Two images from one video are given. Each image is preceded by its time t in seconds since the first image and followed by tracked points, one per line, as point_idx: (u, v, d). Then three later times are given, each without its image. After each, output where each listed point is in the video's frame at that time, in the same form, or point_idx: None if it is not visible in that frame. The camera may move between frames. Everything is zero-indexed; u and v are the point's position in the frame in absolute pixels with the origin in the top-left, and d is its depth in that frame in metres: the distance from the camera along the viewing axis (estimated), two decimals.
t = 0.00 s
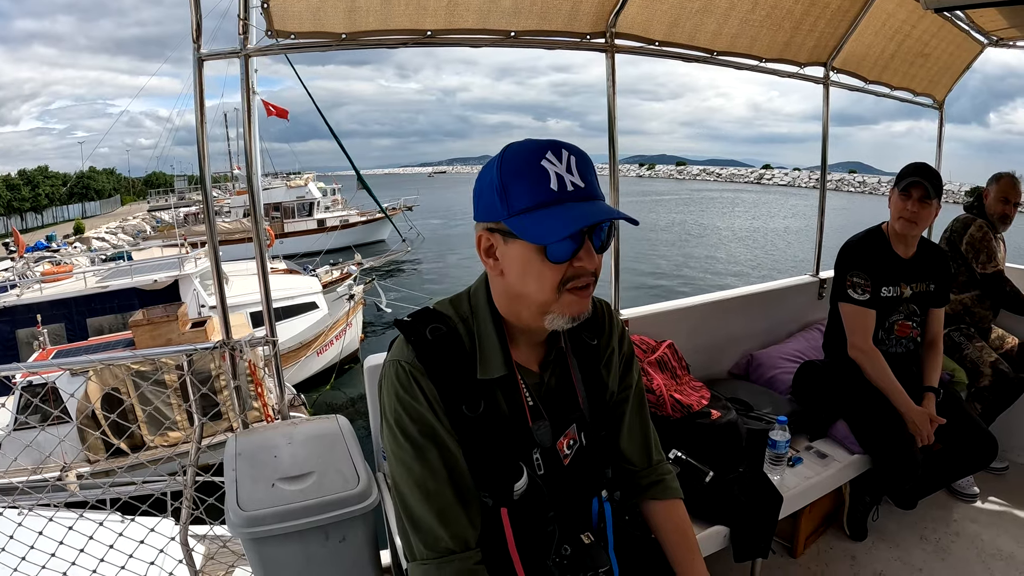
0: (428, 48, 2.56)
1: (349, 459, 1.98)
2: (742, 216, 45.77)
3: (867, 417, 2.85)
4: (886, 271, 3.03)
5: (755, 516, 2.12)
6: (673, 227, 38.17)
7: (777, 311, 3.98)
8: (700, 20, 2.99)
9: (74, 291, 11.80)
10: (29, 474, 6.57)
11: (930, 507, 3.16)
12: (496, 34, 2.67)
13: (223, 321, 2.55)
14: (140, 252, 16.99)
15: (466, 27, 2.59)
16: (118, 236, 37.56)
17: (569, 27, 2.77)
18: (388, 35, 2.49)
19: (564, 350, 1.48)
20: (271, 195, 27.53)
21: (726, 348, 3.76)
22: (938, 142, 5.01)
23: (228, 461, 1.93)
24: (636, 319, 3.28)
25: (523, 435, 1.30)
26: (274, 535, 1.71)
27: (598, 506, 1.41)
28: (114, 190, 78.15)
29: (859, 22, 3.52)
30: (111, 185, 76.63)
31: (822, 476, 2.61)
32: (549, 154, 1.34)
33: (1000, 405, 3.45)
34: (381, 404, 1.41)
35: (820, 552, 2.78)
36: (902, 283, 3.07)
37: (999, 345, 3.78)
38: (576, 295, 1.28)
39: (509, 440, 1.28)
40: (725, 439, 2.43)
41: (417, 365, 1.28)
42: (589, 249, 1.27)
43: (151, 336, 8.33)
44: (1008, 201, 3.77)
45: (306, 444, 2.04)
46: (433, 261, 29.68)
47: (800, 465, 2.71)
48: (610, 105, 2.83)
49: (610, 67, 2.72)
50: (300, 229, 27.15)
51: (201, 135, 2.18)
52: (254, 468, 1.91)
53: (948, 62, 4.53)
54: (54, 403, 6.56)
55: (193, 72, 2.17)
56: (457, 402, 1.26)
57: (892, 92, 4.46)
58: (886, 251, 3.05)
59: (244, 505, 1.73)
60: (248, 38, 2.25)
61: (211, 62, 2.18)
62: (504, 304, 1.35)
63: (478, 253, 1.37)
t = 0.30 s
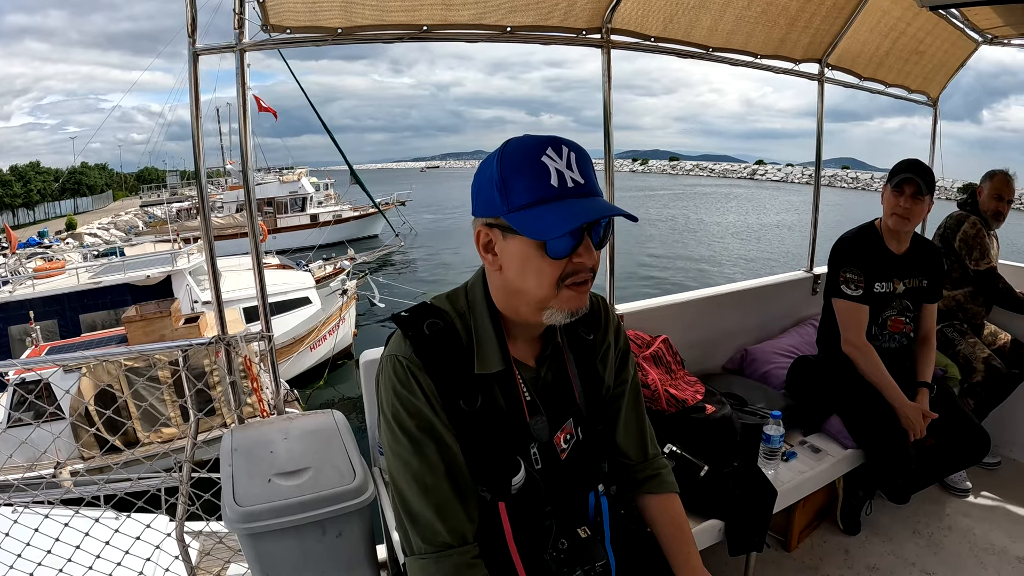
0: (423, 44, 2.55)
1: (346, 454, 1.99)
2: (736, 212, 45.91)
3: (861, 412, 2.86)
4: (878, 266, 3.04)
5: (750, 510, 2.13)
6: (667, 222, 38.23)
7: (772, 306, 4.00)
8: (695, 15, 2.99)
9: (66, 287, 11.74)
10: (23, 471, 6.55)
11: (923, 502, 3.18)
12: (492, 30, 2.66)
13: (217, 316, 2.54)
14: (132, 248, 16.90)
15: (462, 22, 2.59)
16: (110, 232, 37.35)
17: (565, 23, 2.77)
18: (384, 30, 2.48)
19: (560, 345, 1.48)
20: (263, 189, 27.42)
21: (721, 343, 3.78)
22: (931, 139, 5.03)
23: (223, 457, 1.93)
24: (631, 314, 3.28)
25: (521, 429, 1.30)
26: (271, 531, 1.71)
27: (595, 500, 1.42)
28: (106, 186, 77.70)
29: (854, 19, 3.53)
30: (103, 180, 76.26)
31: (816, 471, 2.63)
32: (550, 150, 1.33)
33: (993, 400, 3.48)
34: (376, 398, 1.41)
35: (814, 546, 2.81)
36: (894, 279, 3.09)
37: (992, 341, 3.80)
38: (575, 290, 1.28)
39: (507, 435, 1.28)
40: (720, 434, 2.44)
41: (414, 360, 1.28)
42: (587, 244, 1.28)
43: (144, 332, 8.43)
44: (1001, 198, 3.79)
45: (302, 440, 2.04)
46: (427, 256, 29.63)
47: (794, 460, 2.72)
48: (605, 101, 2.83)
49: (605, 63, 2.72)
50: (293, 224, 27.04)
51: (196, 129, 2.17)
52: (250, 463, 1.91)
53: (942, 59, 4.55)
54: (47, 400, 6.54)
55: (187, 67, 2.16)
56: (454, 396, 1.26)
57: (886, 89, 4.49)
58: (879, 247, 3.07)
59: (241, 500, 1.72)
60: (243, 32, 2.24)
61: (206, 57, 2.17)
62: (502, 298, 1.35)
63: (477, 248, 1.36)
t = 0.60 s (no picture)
0: (417, 40, 2.55)
1: (340, 452, 1.98)
2: (728, 208, 46.08)
3: (854, 409, 2.88)
4: (870, 264, 3.06)
5: (744, 507, 2.14)
6: (659, 219, 38.30)
7: (765, 304, 4.02)
8: (690, 14, 2.99)
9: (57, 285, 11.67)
10: (14, 470, 6.52)
11: (915, 498, 3.21)
12: (485, 27, 2.66)
13: (210, 314, 2.53)
14: (122, 245, 16.78)
15: (456, 19, 2.58)
16: (101, 229, 37.07)
17: (560, 20, 2.77)
18: (378, 26, 2.48)
19: (555, 343, 1.48)
20: (255, 186, 27.27)
21: (714, 340, 3.79)
22: (923, 137, 5.07)
23: (217, 455, 1.93)
24: (625, 312, 3.29)
25: (516, 428, 1.30)
26: (265, 530, 1.71)
27: (590, 498, 1.42)
28: (97, 182, 77.13)
29: (847, 19, 3.54)
30: (94, 177, 75.66)
31: (809, 468, 2.64)
32: (552, 148, 1.33)
33: (985, 398, 3.55)
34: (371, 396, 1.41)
35: (806, 543, 2.83)
36: (886, 277, 3.12)
37: (983, 339, 3.83)
38: (573, 289, 1.28)
39: (502, 433, 1.28)
40: (713, 432, 2.45)
41: (409, 358, 1.27)
42: (587, 243, 1.27)
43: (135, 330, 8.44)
44: (993, 197, 3.83)
45: (296, 438, 2.04)
46: (420, 252, 29.60)
47: (787, 457, 2.74)
48: (599, 99, 2.83)
49: (599, 60, 2.72)
50: (285, 221, 26.92)
51: (188, 126, 2.16)
52: (244, 462, 1.90)
53: (935, 58, 4.58)
54: (38, 398, 6.51)
55: (179, 63, 2.15)
56: (450, 395, 1.26)
57: (879, 87, 4.51)
58: (871, 245, 3.08)
59: (234, 500, 1.72)
60: (235, 28, 2.23)
61: (198, 53, 2.16)
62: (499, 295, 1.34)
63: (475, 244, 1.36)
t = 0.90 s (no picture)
0: (421, 37, 2.53)
1: (346, 453, 1.97)
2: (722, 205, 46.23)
3: (856, 406, 2.89)
4: (871, 262, 3.08)
5: (749, 503, 2.15)
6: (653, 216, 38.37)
7: (765, 302, 4.03)
8: (693, 12, 2.99)
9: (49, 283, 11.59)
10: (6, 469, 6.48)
11: (914, 494, 3.23)
12: (490, 24, 2.64)
13: (212, 311, 2.52)
14: (114, 242, 16.66)
15: (461, 15, 2.57)
16: (91, 226, 36.80)
17: (564, 17, 2.76)
18: (382, 22, 2.46)
19: (570, 342, 1.48)
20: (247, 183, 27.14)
21: (715, 337, 3.80)
22: (920, 135, 5.09)
23: (220, 456, 1.92)
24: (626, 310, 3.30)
25: (534, 427, 1.30)
26: (270, 532, 1.70)
27: (604, 497, 1.42)
28: (87, 179, 76.55)
29: (848, 18, 3.55)
30: (84, 173, 75.10)
31: (812, 464, 2.65)
32: (573, 148, 1.34)
33: (982, 394, 3.57)
34: (385, 396, 1.40)
35: (808, 538, 2.84)
36: (887, 275, 3.13)
37: (981, 336, 3.86)
38: (592, 289, 1.29)
39: (520, 433, 1.28)
40: (717, 429, 2.46)
41: (426, 358, 1.26)
42: (607, 243, 1.28)
43: (127, 328, 8.43)
44: (991, 196, 3.85)
45: (300, 438, 2.03)
46: (414, 250, 29.58)
47: (790, 454, 2.75)
48: (603, 96, 2.83)
49: (604, 58, 2.72)
50: (277, 218, 26.82)
51: (189, 122, 2.14)
52: (248, 464, 1.89)
53: (934, 58, 4.59)
54: (30, 395, 6.47)
55: (181, 58, 2.13)
56: (467, 395, 1.25)
57: (877, 86, 4.54)
58: (872, 243, 3.10)
59: (239, 501, 1.71)
60: (238, 23, 2.21)
61: (199, 48, 2.14)
62: (516, 294, 1.35)
63: (493, 243, 1.35)
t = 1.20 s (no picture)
0: (430, 34, 2.53)
1: (354, 452, 1.99)
2: (716, 202, 46.37)
3: (859, 403, 2.91)
4: (874, 261, 3.10)
5: (757, 499, 2.17)
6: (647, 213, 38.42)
7: (766, 300, 4.06)
8: (699, 13, 3.01)
9: (42, 280, 11.50)
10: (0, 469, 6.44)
11: (914, 489, 3.26)
12: (498, 22, 2.65)
13: (219, 310, 2.51)
14: (106, 240, 16.55)
15: (469, 13, 2.57)
16: (82, 223, 36.51)
17: (571, 16, 2.77)
18: (390, 19, 2.46)
19: (590, 342, 1.50)
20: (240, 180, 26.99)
21: (717, 335, 3.82)
22: (919, 135, 5.13)
23: (229, 456, 1.92)
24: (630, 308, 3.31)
25: (558, 427, 1.31)
26: (279, 533, 1.71)
27: (623, 495, 1.44)
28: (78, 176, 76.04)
29: (849, 19, 3.57)
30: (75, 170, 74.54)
31: (817, 461, 2.67)
32: (595, 149, 1.35)
33: (980, 391, 3.61)
34: (405, 397, 1.40)
35: (811, 534, 2.87)
36: (889, 273, 3.16)
37: (978, 334, 3.90)
38: (617, 289, 1.30)
39: (543, 432, 1.29)
40: (723, 425, 2.48)
41: (449, 359, 1.27)
42: (631, 243, 1.30)
43: (122, 326, 8.40)
44: (989, 195, 3.88)
45: (308, 438, 2.04)
46: (408, 247, 29.51)
47: (795, 450, 2.77)
48: (610, 95, 2.84)
49: (611, 57, 2.73)
50: (270, 215, 26.70)
51: (196, 120, 2.14)
52: (257, 465, 1.89)
53: (933, 58, 4.62)
54: (24, 393, 6.44)
55: (188, 55, 2.13)
56: (491, 395, 1.26)
57: (877, 86, 4.57)
58: (875, 242, 3.12)
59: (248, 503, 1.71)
60: (245, 19, 2.21)
61: (206, 44, 2.14)
62: (539, 295, 1.36)
63: (515, 245, 1.36)
